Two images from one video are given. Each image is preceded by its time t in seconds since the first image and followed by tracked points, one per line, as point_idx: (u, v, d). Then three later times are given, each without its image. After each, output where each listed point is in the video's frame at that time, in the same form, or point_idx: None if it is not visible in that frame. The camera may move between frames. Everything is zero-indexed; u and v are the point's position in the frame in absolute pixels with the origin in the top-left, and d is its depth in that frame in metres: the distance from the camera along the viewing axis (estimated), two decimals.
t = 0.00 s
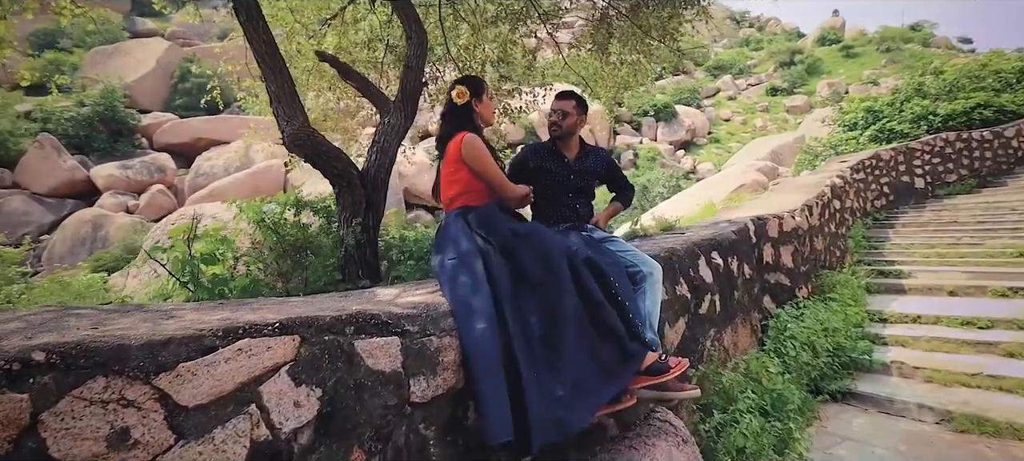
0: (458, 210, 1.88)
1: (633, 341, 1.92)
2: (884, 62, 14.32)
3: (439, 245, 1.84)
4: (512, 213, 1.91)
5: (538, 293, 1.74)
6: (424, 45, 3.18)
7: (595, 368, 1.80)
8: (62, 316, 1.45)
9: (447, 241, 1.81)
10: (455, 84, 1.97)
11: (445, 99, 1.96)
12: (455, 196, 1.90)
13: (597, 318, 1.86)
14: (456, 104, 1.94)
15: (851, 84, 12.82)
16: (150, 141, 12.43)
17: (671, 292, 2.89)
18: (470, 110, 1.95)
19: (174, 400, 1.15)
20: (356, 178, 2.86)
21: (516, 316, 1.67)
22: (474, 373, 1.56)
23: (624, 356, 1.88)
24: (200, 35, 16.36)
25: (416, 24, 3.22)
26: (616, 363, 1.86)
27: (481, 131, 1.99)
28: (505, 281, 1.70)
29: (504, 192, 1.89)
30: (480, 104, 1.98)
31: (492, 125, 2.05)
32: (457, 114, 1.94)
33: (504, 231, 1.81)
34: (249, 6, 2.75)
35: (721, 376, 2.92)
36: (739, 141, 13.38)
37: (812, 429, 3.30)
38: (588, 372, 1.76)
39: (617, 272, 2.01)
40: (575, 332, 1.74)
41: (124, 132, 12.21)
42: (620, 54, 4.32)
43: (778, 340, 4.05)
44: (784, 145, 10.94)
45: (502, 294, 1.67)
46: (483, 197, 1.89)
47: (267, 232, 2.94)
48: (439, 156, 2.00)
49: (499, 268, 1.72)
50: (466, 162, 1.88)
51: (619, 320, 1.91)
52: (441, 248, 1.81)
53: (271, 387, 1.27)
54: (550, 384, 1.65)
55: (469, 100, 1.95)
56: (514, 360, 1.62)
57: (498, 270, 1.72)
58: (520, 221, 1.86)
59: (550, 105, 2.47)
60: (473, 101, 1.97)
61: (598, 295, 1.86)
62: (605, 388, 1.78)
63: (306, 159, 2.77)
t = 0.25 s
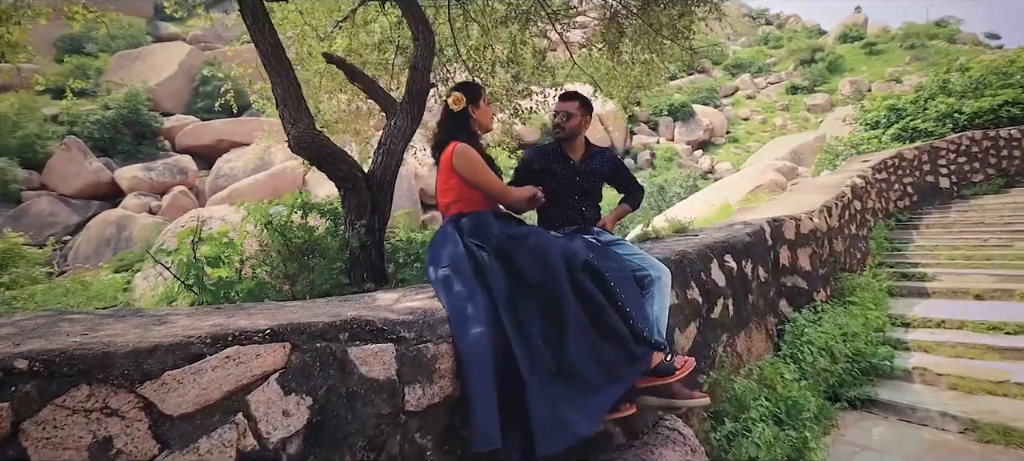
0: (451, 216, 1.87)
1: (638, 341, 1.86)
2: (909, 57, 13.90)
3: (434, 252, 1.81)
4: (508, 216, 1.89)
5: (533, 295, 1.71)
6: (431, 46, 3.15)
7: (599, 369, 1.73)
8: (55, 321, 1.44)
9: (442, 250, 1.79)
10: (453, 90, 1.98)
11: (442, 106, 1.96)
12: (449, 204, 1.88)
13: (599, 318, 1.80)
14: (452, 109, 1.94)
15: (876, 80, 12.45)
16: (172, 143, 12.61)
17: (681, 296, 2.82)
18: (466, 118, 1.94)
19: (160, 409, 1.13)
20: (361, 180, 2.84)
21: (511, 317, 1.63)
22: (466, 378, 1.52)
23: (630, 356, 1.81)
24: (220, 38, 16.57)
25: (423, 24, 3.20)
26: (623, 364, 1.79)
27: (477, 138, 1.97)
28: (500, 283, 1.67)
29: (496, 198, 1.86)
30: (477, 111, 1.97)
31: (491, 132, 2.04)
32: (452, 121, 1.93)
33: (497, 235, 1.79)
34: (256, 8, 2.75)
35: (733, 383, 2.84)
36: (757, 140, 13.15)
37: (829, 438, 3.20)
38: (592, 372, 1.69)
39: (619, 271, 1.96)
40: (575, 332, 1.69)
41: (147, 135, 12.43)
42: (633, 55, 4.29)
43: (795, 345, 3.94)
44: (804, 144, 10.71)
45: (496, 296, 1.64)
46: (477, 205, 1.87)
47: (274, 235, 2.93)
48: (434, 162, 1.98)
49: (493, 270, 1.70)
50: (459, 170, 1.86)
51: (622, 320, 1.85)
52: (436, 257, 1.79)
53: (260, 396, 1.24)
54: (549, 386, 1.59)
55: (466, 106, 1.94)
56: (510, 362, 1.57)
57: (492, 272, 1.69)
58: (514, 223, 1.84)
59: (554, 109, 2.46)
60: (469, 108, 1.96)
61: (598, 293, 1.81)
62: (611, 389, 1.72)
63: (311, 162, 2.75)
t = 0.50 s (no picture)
0: (448, 219, 1.89)
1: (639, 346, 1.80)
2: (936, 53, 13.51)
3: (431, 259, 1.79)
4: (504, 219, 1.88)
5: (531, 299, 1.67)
6: (437, 46, 3.12)
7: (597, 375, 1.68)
8: (49, 326, 1.43)
9: (439, 256, 1.78)
10: (449, 93, 1.99)
11: (438, 109, 1.98)
12: (447, 207, 1.90)
13: (597, 323, 1.76)
14: (448, 111, 1.96)
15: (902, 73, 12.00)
16: (193, 145, 12.77)
17: (691, 300, 2.75)
18: (461, 121, 1.96)
19: (142, 417, 1.11)
20: (366, 182, 2.83)
21: (509, 320, 1.60)
22: (460, 383, 1.48)
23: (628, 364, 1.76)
24: (239, 41, 16.77)
25: (429, 25, 3.17)
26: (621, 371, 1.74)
27: (473, 140, 1.99)
28: (497, 286, 1.65)
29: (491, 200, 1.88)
30: (473, 114, 1.99)
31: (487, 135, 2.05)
32: (448, 124, 1.95)
33: (494, 240, 1.77)
34: (261, 10, 2.75)
35: (745, 390, 2.76)
36: (777, 139, 12.90)
37: (847, 446, 3.09)
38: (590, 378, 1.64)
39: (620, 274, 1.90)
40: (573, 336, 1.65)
41: (169, 137, 12.64)
42: (645, 53, 4.23)
43: (811, 350, 3.82)
44: (825, 143, 10.48)
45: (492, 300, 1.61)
46: (475, 207, 1.89)
47: (280, 237, 2.93)
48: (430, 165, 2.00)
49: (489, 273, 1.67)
50: (455, 173, 1.87)
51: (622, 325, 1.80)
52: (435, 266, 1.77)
53: (246, 404, 1.22)
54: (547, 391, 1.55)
55: (462, 110, 1.96)
56: (507, 366, 1.54)
57: (489, 276, 1.67)
58: (511, 226, 1.82)
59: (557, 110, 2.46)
60: (465, 111, 1.97)
61: (597, 298, 1.77)
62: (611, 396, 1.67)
63: (316, 164, 2.74)
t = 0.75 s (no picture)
0: (443, 227, 1.83)
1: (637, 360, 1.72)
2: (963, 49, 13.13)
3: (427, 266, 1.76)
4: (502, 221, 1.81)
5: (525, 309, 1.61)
6: (443, 47, 3.10)
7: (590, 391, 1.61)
8: (39, 332, 1.41)
9: (434, 262, 1.73)
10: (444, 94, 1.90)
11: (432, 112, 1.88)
12: (442, 214, 1.84)
13: (593, 336, 1.68)
14: (442, 115, 1.86)
15: (925, 67, 11.67)
16: (213, 146, 12.93)
17: (701, 305, 2.68)
18: (455, 125, 1.87)
19: (123, 427, 1.10)
20: (370, 185, 2.81)
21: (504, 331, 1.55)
22: (456, 395, 1.44)
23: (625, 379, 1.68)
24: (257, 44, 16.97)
25: (436, 25, 3.14)
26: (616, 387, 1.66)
27: (469, 145, 1.91)
28: (491, 296, 1.58)
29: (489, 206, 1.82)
30: (468, 118, 1.90)
31: (483, 137, 1.97)
32: (441, 129, 1.87)
33: (489, 246, 1.71)
34: (266, 11, 2.73)
35: (757, 398, 2.68)
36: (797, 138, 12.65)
37: (864, 456, 2.99)
38: (583, 396, 1.58)
39: (623, 282, 1.81)
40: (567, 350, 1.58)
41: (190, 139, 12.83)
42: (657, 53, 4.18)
43: (828, 356, 3.71)
44: (846, 141, 10.20)
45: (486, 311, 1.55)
46: (472, 214, 1.82)
47: (286, 240, 2.93)
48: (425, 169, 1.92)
49: (485, 282, 1.61)
50: (450, 179, 1.80)
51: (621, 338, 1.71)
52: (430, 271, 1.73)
53: (230, 414, 1.20)
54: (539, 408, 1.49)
55: (457, 113, 1.86)
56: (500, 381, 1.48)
57: (485, 284, 1.60)
58: (508, 232, 1.75)
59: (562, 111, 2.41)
60: (461, 114, 1.88)
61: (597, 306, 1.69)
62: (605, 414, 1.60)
63: (321, 167, 2.73)
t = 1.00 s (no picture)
0: (442, 235, 1.83)
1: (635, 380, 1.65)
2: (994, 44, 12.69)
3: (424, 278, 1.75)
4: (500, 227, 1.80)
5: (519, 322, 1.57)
6: (450, 49, 3.08)
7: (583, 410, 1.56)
8: (33, 341, 1.41)
9: (431, 272, 1.73)
10: (439, 101, 1.93)
11: (427, 120, 1.91)
12: (440, 224, 1.84)
13: (588, 352, 1.62)
14: (438, 120, 1.89)
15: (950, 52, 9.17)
16: (234, 148, 13.09)
17: (713, 312, 2.61)
18: (449, 131, 1.90)
19: (105, 442, 1.08)
20: (376, 189, 2.79)
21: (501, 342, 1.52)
22: (451, 406, 1.41)
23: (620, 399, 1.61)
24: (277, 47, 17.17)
25: (443, 27, 3.12)
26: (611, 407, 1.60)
27: (462, 150, 1.93)
28: (486, 308, 1.55)
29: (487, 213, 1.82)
30: (463, 123, 1.94)
31: (478, 143, 2.00)
32: (435, 137, 1.89)
33: (486, 258, 1.69)
34: (272, 15, 2.73)
35: (771, 408, 2.61)
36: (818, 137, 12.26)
37: None
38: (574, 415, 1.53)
39: (624, 295, 1.76)
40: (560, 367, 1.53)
41: (212, 142, 13.01)
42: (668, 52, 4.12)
43: (846, 364, 3.60)
44: (868, 140, 9.53)
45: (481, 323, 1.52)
46: (469, 221, 1.82)
47: (293, 243, 2.93)
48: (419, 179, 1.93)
49: (481, 293, 1.58)
50: (444, 186, 1.80)
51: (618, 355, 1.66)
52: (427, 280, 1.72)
53: (216, 428, 1.18)
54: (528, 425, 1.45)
55: (451, 117, 1.90)
56: (493, 393, 1.45)
57: (481, 295, 1.58)
58: (504, 244, 1.72)
59: (568, 114, 2.37)
60: (455, 120, 1.91)
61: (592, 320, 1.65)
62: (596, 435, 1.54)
63: (325, 170, 2.72)
